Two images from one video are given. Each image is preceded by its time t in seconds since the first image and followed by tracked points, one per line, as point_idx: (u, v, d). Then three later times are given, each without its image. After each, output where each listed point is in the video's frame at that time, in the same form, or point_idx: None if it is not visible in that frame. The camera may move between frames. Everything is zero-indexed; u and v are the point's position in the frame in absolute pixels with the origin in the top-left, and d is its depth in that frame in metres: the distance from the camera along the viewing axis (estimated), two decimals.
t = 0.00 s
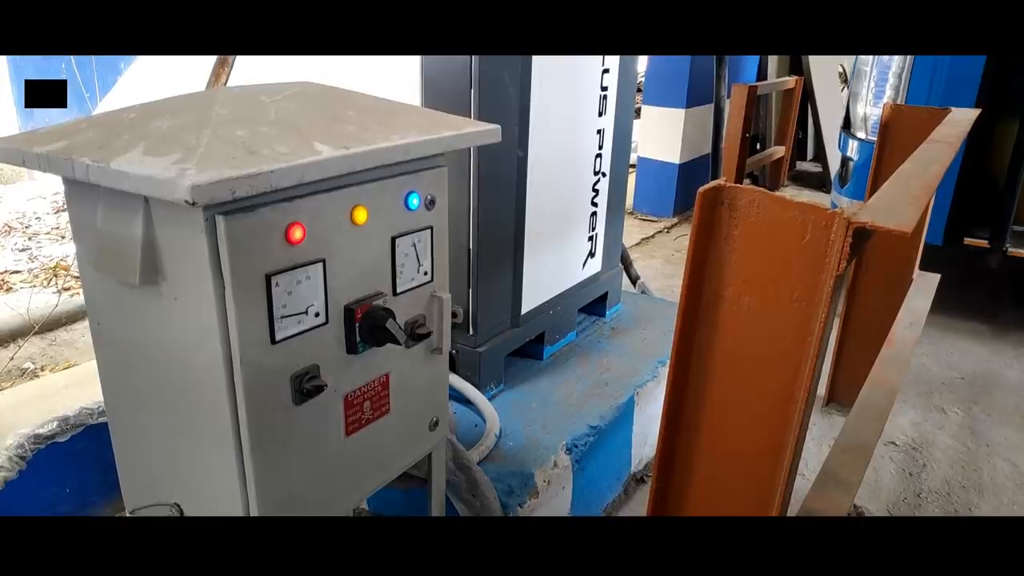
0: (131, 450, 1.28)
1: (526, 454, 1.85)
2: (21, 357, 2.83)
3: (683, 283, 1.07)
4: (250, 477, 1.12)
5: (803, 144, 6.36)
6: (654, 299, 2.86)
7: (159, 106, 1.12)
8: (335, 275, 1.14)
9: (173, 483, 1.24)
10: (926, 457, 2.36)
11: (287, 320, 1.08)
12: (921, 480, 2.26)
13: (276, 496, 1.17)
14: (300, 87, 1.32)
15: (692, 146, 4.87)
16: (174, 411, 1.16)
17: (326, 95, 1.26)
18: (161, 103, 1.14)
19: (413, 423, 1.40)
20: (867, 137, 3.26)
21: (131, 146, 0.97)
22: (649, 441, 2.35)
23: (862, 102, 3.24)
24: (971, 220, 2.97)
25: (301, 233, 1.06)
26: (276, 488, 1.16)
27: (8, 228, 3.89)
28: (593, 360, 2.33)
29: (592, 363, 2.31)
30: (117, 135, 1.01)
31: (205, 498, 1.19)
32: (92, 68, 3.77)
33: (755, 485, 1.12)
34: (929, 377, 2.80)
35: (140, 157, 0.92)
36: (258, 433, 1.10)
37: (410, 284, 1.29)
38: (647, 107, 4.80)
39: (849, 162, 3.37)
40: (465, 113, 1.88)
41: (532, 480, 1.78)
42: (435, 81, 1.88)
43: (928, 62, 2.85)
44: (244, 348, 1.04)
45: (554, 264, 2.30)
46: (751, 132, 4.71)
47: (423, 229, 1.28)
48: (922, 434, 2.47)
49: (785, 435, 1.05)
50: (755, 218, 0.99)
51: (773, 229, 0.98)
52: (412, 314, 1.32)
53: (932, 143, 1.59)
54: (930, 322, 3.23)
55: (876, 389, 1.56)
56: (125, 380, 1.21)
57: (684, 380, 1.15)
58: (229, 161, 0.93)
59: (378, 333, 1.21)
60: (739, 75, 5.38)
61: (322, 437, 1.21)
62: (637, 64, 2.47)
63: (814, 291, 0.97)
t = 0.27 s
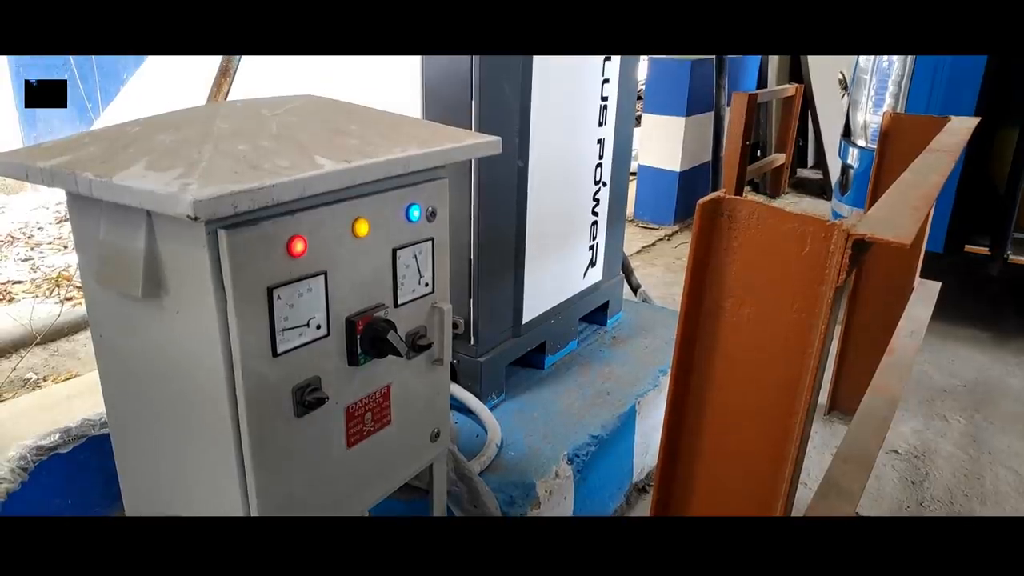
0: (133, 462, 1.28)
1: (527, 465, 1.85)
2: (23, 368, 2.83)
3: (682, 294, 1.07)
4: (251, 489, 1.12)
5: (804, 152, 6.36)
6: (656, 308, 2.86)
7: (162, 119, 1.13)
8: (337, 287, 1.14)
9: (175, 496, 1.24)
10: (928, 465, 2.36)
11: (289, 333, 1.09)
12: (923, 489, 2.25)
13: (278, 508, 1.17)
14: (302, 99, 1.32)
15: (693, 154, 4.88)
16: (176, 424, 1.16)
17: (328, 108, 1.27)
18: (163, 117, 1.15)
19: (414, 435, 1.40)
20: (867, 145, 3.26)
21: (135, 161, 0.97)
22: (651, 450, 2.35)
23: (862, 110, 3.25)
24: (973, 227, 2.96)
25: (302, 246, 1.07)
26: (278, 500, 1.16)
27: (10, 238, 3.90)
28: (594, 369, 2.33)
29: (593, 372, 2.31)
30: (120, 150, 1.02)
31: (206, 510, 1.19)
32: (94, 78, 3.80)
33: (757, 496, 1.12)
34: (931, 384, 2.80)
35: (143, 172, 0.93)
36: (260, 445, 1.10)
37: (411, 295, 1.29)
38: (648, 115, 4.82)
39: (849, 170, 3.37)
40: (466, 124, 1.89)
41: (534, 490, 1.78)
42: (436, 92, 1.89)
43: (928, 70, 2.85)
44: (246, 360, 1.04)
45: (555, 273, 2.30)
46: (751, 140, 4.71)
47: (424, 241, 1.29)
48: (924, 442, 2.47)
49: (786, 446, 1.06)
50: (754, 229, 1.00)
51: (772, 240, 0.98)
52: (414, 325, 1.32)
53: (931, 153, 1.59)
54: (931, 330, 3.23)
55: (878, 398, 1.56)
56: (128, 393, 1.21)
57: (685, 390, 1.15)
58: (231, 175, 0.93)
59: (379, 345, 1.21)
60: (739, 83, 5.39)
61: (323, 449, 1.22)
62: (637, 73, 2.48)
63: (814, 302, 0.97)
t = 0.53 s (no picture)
0: (129, 473, 1.28)
1: (525, 474, 1.86)
2: (19, 377, 2.83)
3: (678, 304, 1.08)
4: (248, 500, 1.12)
5: (801, 159, 6.38)
6: (653, 316, 2.86)
7: (159, 131, 1.13)
8: (333, 298, 1.15)
9: (171, 507, 1.24)
10: (925, 473, 2.36)
11: (285, 344, 1.09)
12: (920, 497, 2.26)
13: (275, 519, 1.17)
14: (299, 110, 1.33)
15: (690, 162, 4.89)
16: (173, 435, 1.16)
17: (324, 119, 1.28)
18: (160, 129, 1.15)
19: (411, 445, 1.40)
20: (863, 153, 3.27)
21: (131, 173, 0.97)
22: (648, 459, 2.35)
23: (858, 119, 3.26)
24: (969, 235, 2.96)
25: (299, 257, 1.07)
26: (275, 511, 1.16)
27: (6, 245, 3.90)
28: (591, 377, 2.34)
29: (590, 381, 2.31)
30: (117, 162, 1.02)
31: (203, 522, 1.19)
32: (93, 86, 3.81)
33: (753, 505, 1.13)
34: (927, 391, 2.81)
35: (139, 184, 0.93)
36: (256, 456, 1.10)
37: (407, 305, 1.29)
38: (645, 123, 4.83)
39: (845, 178, 3.38)
40: (463, 133, 1.90)
41: (531, 500, 1.78)
42: (433, 102, 1.90)
43: (923, 78, 2.87)
44: (242, 371, 1.04)
45: (552, 282, 2.31)
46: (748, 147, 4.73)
47: (420, 251, 1.29)
48: (921, 450, 2.47)
49: (782, 456, 1.06)
50: (750, 240, 1.00)
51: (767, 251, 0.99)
52: (410, 335, 1.32)
53: (926, 162, 1.60)
54: (928, 337, 3.24)
55: (874, 406, 1.56)
56: (124, 403, 1.21)
57: (681, 400, 1.15)
58: (228, 187, 0.94)
59: (376, 355, 1.21)
60: (736, 90, 5.41)
61: (320, 460, 1.22)
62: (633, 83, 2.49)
63: (809, 313, 0.98)
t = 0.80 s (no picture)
0: (128, 487, 1.28)
1: (523, 487, 1.85)
2: (17, 388, 2.82)
3: (676, 318, 1.08)
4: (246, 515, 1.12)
5: (799, 170, 6.40)
6: (652, 328, 2.86)
7: (159, 146, 1.14)
8: (332, 312, 1.15)
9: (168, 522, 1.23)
10: (924, 486, 2.35)
11: (283, 358, 1.09)
12: (919, 510, 2.25)
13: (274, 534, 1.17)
14: (298, 126, 1.33)
15: (688, 173, 4.91)
16: (171, 449, 1.16)
17: (323, 134, 1.28)
18: (160, 144, 1.16)
19: (409, 458, 1.40)
20: (861, 165, 3.27)
21: (131, 188, 0.98)
22: (647, 472, 2.35)
23: (855, 132, 3.27)
24: (967, 247, 2.97)
25: (297, 271, 1.07)
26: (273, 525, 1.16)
27: (6, 256, 3.91)
28: (590, 389, 2.34)
29: (590, 393, 2.31)
30: (116, 177, 1.02)
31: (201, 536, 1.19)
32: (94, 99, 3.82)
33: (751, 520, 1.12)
34: (926, 404, 2.81)
35: (138, 199, 0.94)
36: (254, 470, 1.10)
37: (406, 318, 1.29)
38: (644, 135, 4.85)
39: (844, 190, 3.39)
40: (462, 147, 1.91)
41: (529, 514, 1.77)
42: (432, 116, 1.91)
43: (920, 92, 2.89)
44: (240, 385, 1.04)
45: (551, 295, 2.31)
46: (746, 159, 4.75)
47: (419, 265, 1.29)
48: (920, 463, 2.47)
49: (780, 470, 1.06)
50: (747, 255, 1.00)
51: (765, 266, 0.99)
52: (409, 348, 1.32)
53: (923, 176, 1.61)
54: (926, 349, 3.24)
55: (873, 420, 1.56)
56: (122, 417, 1.21)
57: (680, 414, 1.15)
58: (228, 202, 0.94)
59: (375, 369, 1.21)
60: (734, 102, 5.44)
61: (318, 474, 1.21)
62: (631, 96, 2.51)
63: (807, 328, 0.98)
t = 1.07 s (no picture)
0: (128, 498, 1.28)
1: (524, 498, 1.85)
2: (18, 397, 2.82)
3: (677, 331, 1.08)
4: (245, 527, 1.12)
5: (800, 179, 6.40)
6: (653, 337, 2.86)
7: (161, 158, 1.15)
8: (332, 324, 1.15)
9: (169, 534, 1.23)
10: (927, 496, 2.35)
11: (284, 370, 1.09)
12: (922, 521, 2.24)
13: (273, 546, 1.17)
14: (299, 138, 1.34)
15: (690, 182, 4.91)
16: (172, 461, 1.16)
17: (324, 146, 1.29)
18: (162, 156, 1.16)
19: (409, 469, 1.40)
20: (862, 174, 3.27)
21: (132, 202, 0.98)
22: (648, 482, 2.34)
23: (856, 141, 3.28)
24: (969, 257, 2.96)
25: (298, 284, 1.07)
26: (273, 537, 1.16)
27: (9, 264, 3.92)
28: (591, 399, 2.33)
29: (591, 403, 2.31)
30: (119, 190, 1.03)
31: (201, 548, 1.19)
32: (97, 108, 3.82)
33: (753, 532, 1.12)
34: (929, 414, 2.80)
35: (140, 213, 0.94)
36: (253, 483, 1.10)
37: (407, 329, 1.30)
38: (645, 143, 4.86)
39: (844, 200, 3.39)
40: (463, 157, 1.91)
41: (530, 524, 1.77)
42: (433, 127, 1.92)
43: (920, 102, 2.90)
44: (241, 398, 1.04)
45: (552, 305, 2.31)
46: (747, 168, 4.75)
47: (420, 276, 1.30)
48: (922, 473, 2.46)
49: (781, 484, 1.05)
50: (747, 268, 1.00)
51: (765, 279, 0.99)
52: (409, 360, 1.32)
53: (924, 187, 1.61)
54: (928, 359, 3.23)
55: (874, 432, 1.56)
56: (123, 429, 1.21)
57: (681, 425, 1.15)
58: (229, 216, 0.94)
59: (375, 381, 1.21)
60: (735, 111, 5.45)
61: (317, 486, 1.21)
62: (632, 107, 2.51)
63: (808, 341, 0.98)
